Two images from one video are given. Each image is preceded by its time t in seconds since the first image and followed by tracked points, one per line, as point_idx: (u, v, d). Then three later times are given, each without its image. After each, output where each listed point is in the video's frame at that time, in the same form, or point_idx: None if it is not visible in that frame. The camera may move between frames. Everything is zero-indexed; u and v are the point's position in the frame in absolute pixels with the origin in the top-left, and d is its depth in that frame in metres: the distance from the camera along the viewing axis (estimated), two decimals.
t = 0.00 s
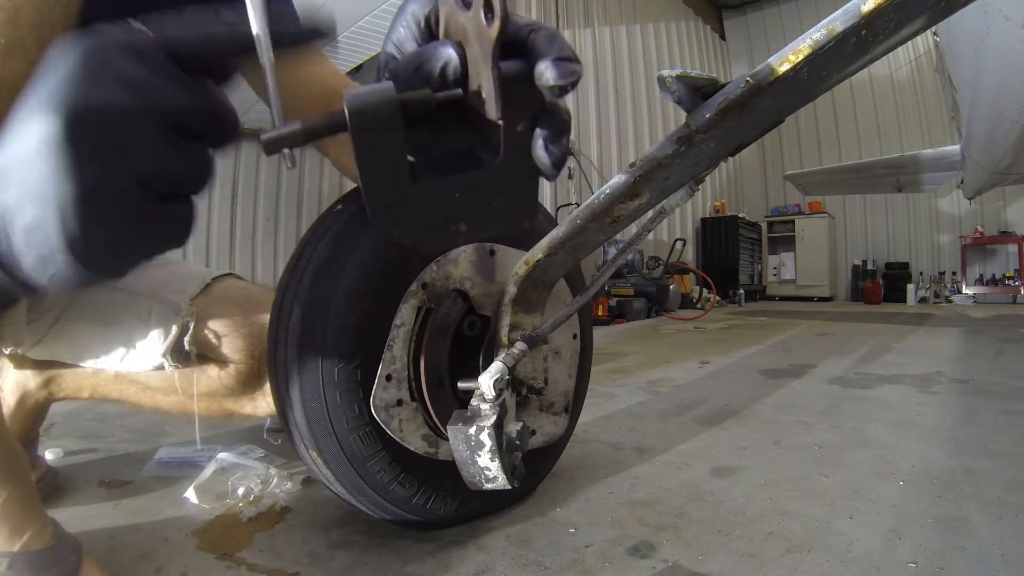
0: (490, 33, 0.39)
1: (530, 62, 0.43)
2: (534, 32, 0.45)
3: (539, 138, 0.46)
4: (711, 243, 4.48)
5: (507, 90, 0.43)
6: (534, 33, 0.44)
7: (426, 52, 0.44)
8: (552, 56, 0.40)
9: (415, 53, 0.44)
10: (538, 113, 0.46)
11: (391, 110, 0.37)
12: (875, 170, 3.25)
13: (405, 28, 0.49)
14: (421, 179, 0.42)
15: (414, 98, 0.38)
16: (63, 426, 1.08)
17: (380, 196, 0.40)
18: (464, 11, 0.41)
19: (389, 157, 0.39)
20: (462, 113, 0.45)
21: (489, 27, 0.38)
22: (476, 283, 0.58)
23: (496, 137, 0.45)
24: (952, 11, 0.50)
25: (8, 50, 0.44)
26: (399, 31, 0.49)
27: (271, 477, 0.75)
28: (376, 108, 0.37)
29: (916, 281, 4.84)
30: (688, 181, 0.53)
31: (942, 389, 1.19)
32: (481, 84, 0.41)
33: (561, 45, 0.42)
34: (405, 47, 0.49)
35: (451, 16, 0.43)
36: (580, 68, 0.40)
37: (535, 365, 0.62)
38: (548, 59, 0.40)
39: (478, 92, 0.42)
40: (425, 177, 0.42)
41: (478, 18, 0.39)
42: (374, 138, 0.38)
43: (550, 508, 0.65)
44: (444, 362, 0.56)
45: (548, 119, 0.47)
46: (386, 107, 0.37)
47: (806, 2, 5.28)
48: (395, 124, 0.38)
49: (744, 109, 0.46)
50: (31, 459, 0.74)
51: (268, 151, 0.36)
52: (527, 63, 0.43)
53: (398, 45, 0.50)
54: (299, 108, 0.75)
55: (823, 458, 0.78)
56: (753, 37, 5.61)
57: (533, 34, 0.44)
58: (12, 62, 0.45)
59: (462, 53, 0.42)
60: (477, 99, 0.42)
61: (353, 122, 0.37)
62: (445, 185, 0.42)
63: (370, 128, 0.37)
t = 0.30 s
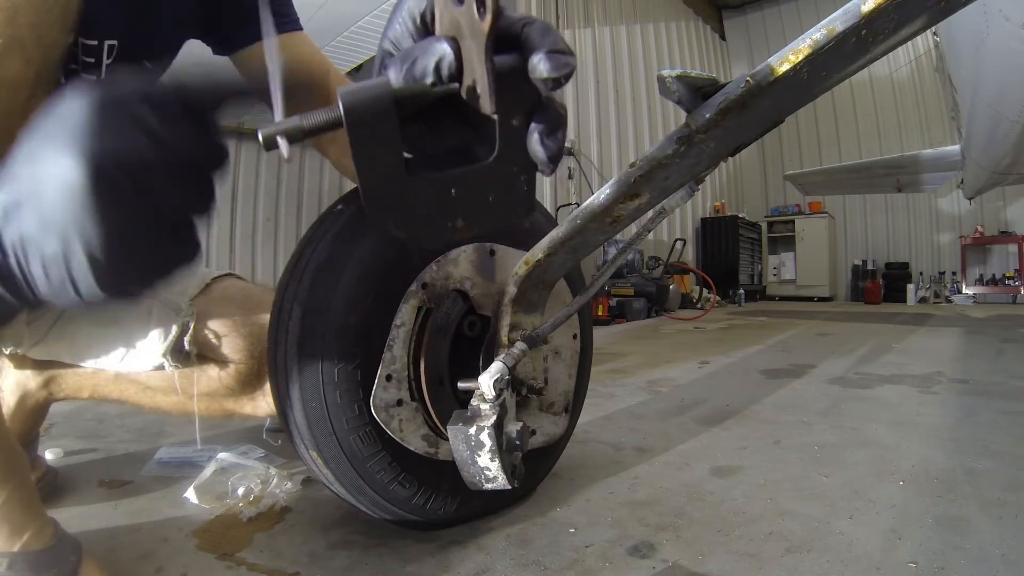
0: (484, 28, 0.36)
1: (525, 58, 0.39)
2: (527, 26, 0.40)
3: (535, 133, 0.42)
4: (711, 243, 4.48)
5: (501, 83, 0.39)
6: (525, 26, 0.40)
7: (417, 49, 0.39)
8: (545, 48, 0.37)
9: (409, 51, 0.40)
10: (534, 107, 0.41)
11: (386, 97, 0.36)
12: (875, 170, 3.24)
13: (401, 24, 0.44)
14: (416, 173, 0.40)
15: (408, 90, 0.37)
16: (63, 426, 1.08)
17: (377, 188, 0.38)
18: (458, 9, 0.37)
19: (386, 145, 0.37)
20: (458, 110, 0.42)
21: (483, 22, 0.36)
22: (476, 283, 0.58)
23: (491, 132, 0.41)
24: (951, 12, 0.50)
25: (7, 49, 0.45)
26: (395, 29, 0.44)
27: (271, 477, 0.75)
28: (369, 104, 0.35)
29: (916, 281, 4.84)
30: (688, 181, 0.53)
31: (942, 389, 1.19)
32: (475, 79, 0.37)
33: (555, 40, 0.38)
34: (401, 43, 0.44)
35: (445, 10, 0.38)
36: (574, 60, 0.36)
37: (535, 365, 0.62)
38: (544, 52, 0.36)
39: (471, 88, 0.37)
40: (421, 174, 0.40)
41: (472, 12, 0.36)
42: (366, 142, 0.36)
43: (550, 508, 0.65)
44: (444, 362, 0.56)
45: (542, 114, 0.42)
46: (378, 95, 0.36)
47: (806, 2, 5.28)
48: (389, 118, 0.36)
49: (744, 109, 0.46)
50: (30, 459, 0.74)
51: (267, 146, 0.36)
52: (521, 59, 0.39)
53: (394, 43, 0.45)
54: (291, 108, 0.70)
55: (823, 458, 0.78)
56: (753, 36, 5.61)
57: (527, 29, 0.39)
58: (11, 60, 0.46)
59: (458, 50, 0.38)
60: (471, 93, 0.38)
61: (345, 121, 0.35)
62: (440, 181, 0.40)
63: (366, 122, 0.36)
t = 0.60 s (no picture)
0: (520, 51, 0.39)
1: (556, 76, 0.42)
2: (557, 44, 0.43)
3: (562, 152, 0.46)
4: (711, 244, 4.48)
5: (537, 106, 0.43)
6: (555, 46, 0.43)
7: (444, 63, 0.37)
8: (576, 72, 0.41)
9: (436, 61, 0.37)
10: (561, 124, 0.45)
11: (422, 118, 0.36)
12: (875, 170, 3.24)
13: (420, 33, 0.41)
14: (448, 191, 0.41)
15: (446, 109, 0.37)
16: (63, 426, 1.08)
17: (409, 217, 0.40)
18: (491, 25, 0.38)
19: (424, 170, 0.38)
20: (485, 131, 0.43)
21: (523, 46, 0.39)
22: (477, 283, 0.58)
23: (524, 151, 0.45)
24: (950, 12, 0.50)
25: (7, 49, 0.44)
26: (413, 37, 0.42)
27: (271, 477, 0.75)
28: (400, 126, 0.34)
29: (916, 281, 4.84)
30: (688, 181, 0.53)
31: (942, 389, 1.19)
32: (505, 99, 0.38)
33: (585, 62, 0.42)
34: (421, 54, 0.41)
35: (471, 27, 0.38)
36: (607, 86, 0.40)
37: (535, 365, 0.62)
38: (576, 76, 0.41)
39: (501, 108, 0.39)
40: (449, 193, 0.41)
41: (509, 37, 0.39)
42: (400, 159, 0.35)
43: (550, 508, 0.65)
44: (444, 361, 0.56)
45: (569, 133, 0.46)
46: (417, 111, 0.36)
47: (806, 2, 5.28)
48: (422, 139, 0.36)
49: (744, 109, 0.46)
50: (31, 459, 0.74)
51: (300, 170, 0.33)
52: (552, 79, 0.43)
53: (412, 51, 0.42)
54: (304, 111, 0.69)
55: (823, 458, 0.78)
56: (753, 36, 5.61)
57: (556, 49, 0.42)
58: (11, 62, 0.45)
59: (484, 66, 0.36)
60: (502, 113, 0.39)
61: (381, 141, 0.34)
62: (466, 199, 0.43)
63: (390, 148, 0.35)
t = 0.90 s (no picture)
0: (563, 95, 0.32)
1: (589, 114, 0.35)
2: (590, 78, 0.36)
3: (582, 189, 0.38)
4: (711, 244, 4.48)
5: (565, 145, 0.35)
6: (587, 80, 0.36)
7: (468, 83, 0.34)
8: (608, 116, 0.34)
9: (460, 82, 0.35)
10: (584, 158, 0.38)
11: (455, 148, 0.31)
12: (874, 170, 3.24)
13: (445, 49, 0.40)
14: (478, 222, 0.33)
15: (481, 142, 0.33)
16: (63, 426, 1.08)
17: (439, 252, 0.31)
18: (528, 57, 0.34)
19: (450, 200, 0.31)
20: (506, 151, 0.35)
21: (563, 88, 0.32)
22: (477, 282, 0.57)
23: (548, 184, 0.37)
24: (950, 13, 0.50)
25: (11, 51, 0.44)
26: (437, 52, 0.40)
27: (271, 477, 0.75)
28: (428, 152, 0.30)
29: (916, 281, 4.84)
30: (688, 181, 0.53)
31: (942, 389, 1.19)
32: (537, 131, 0.34)
33: (616, 105, 0.35)
34: (445, 71, 0.40)
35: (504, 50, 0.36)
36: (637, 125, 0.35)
37: (535, 365, 0.62)
38: (608, 116, 0.35)
39: (530, 137, 0.34)
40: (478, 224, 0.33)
41: (547, 77, 0.33)
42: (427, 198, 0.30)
43: (550, 508, 0.65)
44: (444, 361, 0.56)
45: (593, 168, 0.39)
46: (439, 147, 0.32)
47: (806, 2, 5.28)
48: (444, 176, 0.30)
49: (745, 109, 0.46)
50: (31, 459, 0.74)
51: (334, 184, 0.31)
52: (584, 114, 0.35)
53: (436, 66, 0.40)
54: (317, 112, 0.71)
55: (823, 458, 0.78)
56: (753, 37, 5.61)
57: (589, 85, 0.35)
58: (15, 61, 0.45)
59: (516, 93, 0.33)
60: (529, 142, 0.35)
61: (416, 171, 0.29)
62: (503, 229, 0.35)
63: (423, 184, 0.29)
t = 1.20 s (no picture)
0: (570, 131, 0.37)
1: (597, 145, 0.39)
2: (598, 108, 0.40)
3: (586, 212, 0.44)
4: (711, 244, 4.48)
5: (570, 174, 0.40)
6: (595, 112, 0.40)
7: (476, 112, 0.39)
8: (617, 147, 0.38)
9: (470, 109, 0.39)
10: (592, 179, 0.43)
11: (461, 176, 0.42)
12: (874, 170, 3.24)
13: (451, 69, 0.41)
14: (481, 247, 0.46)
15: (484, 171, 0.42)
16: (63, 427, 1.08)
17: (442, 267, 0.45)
18: (538, 86, 0.38)
19: (455, 223, 0.43)
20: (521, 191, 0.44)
21: (571, 125, 0.37)
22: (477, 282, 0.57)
23: (559, 211, 0.44)
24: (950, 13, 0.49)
25: (12, 51, 0.44)
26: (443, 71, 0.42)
27: (271, 477, 0.75)
28: (438, 183, 0.41)
29: (916, 281, 4.84)
30: (688, 181, 0.53)
31: (942, 389, 1.19)
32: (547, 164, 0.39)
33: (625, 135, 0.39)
34: (452, 90, 0.42)
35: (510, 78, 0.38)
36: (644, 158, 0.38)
37: (535, 365, 0.62)
38: (614, 149, 0.38)
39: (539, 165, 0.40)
40: (483, 248, 0.46)
41: (558, 113, 0.37)
42: (433, 217, 0.42)
43: (550, 508, 0.65)
44: (444, 362, 0.56)
45: (598, 194, 0.45)
46: (451, 177, 0.41)
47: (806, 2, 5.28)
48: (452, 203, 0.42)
49: (745, 109, 0.46)
50: (31, 459, 0.74)
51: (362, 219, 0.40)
52: (593, 145, 0.39)
53: (444, 88, 0.43)
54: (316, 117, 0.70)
55: (823, 458, 0.78)
56: (753, 37, 5.61)
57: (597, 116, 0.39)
58: (15, 63, 0.45)
59: (523, 120, 0.37)
60: (537, 169, 0.40)
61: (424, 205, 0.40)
62: (504, 251, 0.46)
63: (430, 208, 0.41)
